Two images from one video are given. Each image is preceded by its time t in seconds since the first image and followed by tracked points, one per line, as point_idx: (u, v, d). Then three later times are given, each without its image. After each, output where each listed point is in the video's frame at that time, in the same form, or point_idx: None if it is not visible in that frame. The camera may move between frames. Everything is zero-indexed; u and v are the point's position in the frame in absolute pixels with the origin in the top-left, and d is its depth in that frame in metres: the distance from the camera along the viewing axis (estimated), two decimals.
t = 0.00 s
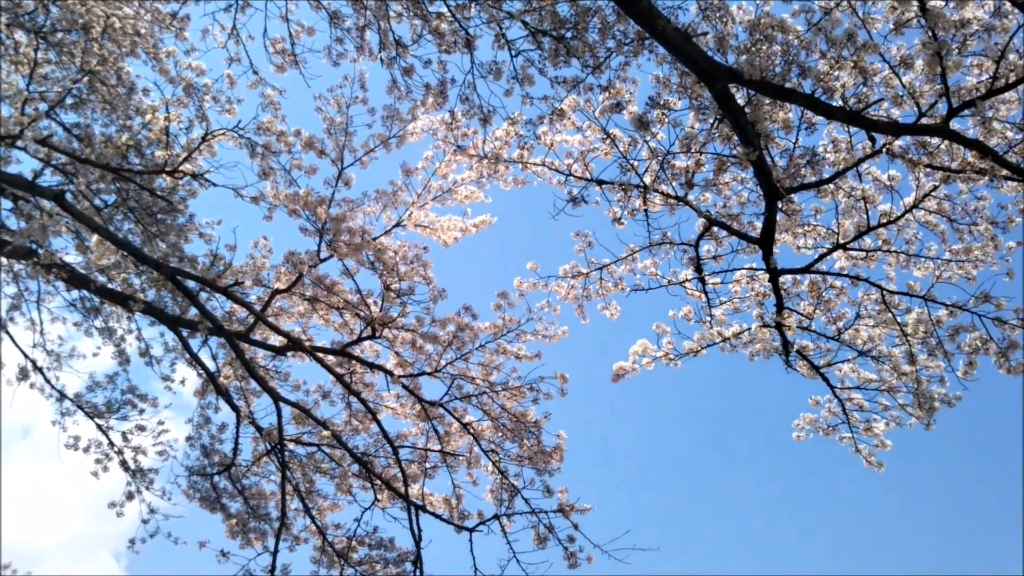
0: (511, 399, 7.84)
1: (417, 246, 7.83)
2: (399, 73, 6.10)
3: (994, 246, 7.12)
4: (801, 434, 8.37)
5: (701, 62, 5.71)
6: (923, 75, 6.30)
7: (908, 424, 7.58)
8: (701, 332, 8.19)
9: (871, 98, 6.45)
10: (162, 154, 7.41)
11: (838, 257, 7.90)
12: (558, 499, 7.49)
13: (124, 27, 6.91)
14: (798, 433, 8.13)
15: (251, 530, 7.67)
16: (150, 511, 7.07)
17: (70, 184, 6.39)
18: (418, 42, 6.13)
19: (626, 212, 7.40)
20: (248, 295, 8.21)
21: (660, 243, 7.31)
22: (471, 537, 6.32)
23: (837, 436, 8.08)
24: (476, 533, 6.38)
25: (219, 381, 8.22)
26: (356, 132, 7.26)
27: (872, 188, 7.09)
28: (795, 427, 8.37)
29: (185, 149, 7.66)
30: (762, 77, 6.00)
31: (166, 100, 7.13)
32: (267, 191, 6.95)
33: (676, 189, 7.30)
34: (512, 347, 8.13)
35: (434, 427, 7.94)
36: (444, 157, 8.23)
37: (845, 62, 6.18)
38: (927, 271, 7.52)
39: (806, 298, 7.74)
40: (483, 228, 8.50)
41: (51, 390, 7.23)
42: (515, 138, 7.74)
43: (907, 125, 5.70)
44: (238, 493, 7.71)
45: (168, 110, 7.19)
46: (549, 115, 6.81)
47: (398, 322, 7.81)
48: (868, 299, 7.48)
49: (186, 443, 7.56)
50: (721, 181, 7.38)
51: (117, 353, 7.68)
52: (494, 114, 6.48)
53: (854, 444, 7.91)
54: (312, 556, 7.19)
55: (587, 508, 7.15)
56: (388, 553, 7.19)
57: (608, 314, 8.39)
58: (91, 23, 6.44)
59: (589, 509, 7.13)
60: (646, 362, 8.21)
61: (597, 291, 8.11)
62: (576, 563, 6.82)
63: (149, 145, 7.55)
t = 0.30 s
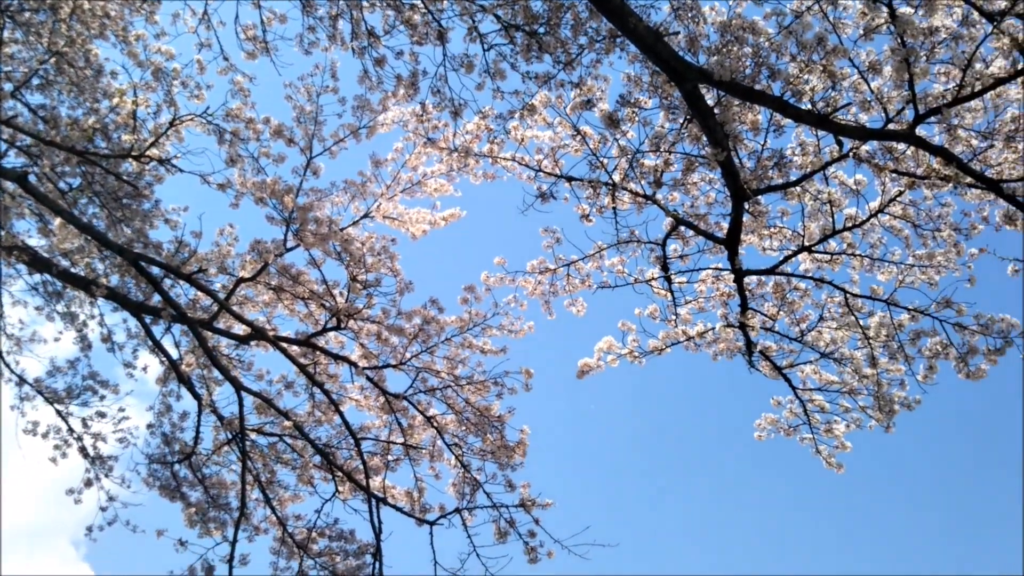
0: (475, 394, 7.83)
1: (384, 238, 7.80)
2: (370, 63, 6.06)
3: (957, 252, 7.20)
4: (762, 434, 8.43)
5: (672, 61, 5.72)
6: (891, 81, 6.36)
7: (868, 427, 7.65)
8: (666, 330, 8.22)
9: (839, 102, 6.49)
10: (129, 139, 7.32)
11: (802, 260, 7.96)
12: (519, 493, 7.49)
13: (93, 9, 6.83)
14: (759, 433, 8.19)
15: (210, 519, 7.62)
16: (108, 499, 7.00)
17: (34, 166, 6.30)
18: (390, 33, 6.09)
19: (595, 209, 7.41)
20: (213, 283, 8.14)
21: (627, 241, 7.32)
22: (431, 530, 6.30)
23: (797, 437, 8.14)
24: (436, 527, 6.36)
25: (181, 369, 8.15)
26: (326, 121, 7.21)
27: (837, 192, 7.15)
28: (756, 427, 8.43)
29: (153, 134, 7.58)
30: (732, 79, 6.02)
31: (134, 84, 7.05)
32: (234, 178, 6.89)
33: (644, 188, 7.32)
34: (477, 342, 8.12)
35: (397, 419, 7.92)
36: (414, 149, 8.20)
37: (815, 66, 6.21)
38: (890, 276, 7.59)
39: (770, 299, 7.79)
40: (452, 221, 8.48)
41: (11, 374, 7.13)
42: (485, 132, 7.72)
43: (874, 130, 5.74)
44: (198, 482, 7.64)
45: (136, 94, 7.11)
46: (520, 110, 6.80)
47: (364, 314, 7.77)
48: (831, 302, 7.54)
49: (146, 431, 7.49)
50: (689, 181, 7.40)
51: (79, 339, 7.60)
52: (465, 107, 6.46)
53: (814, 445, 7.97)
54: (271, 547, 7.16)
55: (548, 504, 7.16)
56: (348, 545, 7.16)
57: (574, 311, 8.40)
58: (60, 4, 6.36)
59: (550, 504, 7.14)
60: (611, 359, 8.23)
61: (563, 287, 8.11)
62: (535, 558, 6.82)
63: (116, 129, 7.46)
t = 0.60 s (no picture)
0: (430, 381, 7.80)
1: (344, 223, 7.74)
2: (334, 45, 6.00)
3: (911, 255, 7.29)
4: (714, 430, 8.49)
5: (636, 55, 5.72)
6: (853, 83, 6.41)
7: (818, 425, 7.73)
8: (622, 324, 8.25)
9: (800, 103, 6.53)
10: (87, 114, 7.20)
11: (759, 258, 8.02)
12: (472, 483, 7.48)
13: None
14: (712, 428, 8.25)
15: (159, 501, 7.54)
16: (55, 478, 6.90)
17: None
18: (356, 16, 6.03)
19: (556, 201, 7.41)
20: (168, 262, 8.04)
21: (587, 233, 7.32)
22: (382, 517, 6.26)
23: (748, 433, 8.21)
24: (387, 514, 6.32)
25: (134, 349, 8.05)
26: (288, 103, 7.13)
27: (796, 192, 7.21)
28: (708, 423, 8.49)
29: (111, 110, 7.46)
30: (695, 75, 6.03)
31: (94, 58, 6.93)
32: (193, 157, 6.80)
33: (606, 182, 7.33)
34: (434, 330, 8.09)
35: (351, 405, 7.87)
36: (377, 134, 8.14)
37: (778, 66, 6.24)
38: (845, 277, 7.67)
39: (726, 297, 7.85)
40: (413, 208, 8.44)
41: None
42: (449, 120, 7.68)
43: (833, 131, 5.78)
44: (147, 463, 7.55)
45: (95, 68, 6.99)
46: (484, 99, 6.77)
47: (320, 298, 7.71)
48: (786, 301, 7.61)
49: (96, 411, 7.39)
50: (650, 176, 7.42)
51: (29, 315, 7.47)
52: (429, 94, 6.42)
53: (765, 442, 8.05)
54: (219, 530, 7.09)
55: (500, 493, 7.15)
56: (297, 530, 7.11)
57: (532, 302, 8.40)
58: None
59: (502, 494, 7.13)
60: (567, 351, 8.25)
61: (522, 278, 8.10)
62: (486, 547, 6.82)
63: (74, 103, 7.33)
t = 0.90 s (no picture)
0: (395, 368, 7.77)
1: (312, 206, 7.67)
2: (306, 27, 5.93)
3: (876, 254, 7.33)
4: (677, 422, 8.52)
5: (608, 46, 5.70)
6: (823, 81, 6.42)
7: (780, 420, 7.77)
8: (589, 315, 8.25)
9: (770, 99, 6.54)
10: (53, 89, 7.08)
11: (725, 253, 8.05)
12: (434, 470, 7.45)
13: None
14: (675, 421, 8.28)
15: (118, 483, 7.45)
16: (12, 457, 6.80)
17: None
18: None
19: (525, 190, 7.38)
20: (133, 242, 7.93)
21: (556, 224, 7.31)
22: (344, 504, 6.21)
23: (711, 427, 8.24)
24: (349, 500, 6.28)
25: (96, 328, 7.94)
26: (258, 84, 7.05)
27: (763, 188, 7.29)
28: (671, 415, 8.52)
29: (78, 86, 7.34)
30: (667, 68, 6.03)
31: (61, 32, 6.81)
32: (160, 136, 6.71)
33: (576, 172, 7.31)
34: (401, 317, 8.05)
35: (315, 390, 7.82)
36: (346, 118, 8.07)
37: (749, 61, 6.24)
38: (810, 273, 7.72)
39: (693, 290, 7.87)
40: (382, 193, 8.38)
41: None
42: (421, 105, 7.63)
43: (802, 128, 5.79)
44: (107, 444, 7.46)
45: (62, 43, 6.87)
46: (456, 86, 6.72)
47: (286, 282, 7.64)
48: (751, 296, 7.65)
49: (56, 390, 7.29)
50: (620, 168, 7.42)
51: None
52: (400, 79, 6.37)
53: (727, 436, 8.08)
54: (179, 513, 7.02)
55: (462, 482, 7.13)
56: (258, 515, 7.06)
57: (499, 291, 8.38)
58: None
59: (465, 482, 7.11)
60: (533, 341, 8.24)
61: (490, 266, 8.07)
62: (447, 535, 6.81)
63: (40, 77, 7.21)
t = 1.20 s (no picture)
0: (360, 355, 7.73)
1: (277, 191, 7.61)
2: (275, 9, 5.86)
3: (840, 249, 7.39)
4: (640, 413, 8.55)
5: (577, 36, 5.68)
6: (791, 76, 6.45)
7: (742, 412, 7.82)
8: (554, 305, 8.24)
9: (738, 93, 6.56)
10: (15, 66, 6.96)
11: (691, 245, 8.08)
12: (397, 458, 7.43)
13: None
14: (638, 411, 8.31)
15: (78, 466, 7.37)
16: None
17: None
18: None
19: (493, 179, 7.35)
20: (95, 223, 7.83)
21: (523, 213, 7.29)
22: (305, 491, 6.17)
23: (674, 418, 8.28)
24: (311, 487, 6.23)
25: (56, 310, 7.84)
26: (225, 66, 6.97)
27: (731, 181, 7.29)
28: (635, 406, 8.55)
29: (41, 64, 7.22)
30: (636, 60, 6.02)
31: (24, 8, 6.70)
32: (124, 117, 6.62)
33: (544, 162, 7.29)
34: (366, 303, 8.01)
35: (278, 376, 7.77)
36: (314, 102, 8.00)
37: (718, 54, 6.25)
38: (774, 267, 7.77)
39: (658, 282, 7.90)
40: (349, 179, 8.33)
41: None
42: (389, 91, 7.58)
43: (769, 122, 5.81)
44: (67, 428, 7.37)
45: (25, 20, 6.75)
46: (425, 72, 6.67)
47: (250, 267, 7.57)
48: (716, 289, 7.69)
49: (15, 372, 7.19)
50: (588, 158, 7.41)
51: None
52: (369, 64, 6.31)
53: (689, 427, 8.13)
54: (139, 498, 6.95)
55: (425, 470, 7.12)
56: (220, 500, 7.01)
57: (465, 279, 8.35)
58: None
59: (427, 470, 7.10)
60: (499, 330, 8.23)
61: (457, 254, 8.04)
62: (409, 523, 6.79)
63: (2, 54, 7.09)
